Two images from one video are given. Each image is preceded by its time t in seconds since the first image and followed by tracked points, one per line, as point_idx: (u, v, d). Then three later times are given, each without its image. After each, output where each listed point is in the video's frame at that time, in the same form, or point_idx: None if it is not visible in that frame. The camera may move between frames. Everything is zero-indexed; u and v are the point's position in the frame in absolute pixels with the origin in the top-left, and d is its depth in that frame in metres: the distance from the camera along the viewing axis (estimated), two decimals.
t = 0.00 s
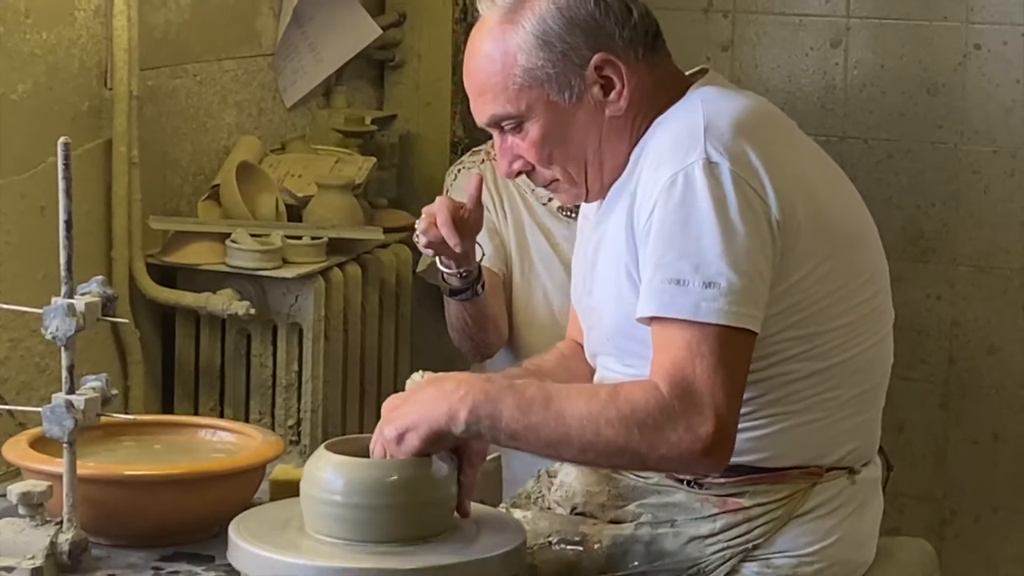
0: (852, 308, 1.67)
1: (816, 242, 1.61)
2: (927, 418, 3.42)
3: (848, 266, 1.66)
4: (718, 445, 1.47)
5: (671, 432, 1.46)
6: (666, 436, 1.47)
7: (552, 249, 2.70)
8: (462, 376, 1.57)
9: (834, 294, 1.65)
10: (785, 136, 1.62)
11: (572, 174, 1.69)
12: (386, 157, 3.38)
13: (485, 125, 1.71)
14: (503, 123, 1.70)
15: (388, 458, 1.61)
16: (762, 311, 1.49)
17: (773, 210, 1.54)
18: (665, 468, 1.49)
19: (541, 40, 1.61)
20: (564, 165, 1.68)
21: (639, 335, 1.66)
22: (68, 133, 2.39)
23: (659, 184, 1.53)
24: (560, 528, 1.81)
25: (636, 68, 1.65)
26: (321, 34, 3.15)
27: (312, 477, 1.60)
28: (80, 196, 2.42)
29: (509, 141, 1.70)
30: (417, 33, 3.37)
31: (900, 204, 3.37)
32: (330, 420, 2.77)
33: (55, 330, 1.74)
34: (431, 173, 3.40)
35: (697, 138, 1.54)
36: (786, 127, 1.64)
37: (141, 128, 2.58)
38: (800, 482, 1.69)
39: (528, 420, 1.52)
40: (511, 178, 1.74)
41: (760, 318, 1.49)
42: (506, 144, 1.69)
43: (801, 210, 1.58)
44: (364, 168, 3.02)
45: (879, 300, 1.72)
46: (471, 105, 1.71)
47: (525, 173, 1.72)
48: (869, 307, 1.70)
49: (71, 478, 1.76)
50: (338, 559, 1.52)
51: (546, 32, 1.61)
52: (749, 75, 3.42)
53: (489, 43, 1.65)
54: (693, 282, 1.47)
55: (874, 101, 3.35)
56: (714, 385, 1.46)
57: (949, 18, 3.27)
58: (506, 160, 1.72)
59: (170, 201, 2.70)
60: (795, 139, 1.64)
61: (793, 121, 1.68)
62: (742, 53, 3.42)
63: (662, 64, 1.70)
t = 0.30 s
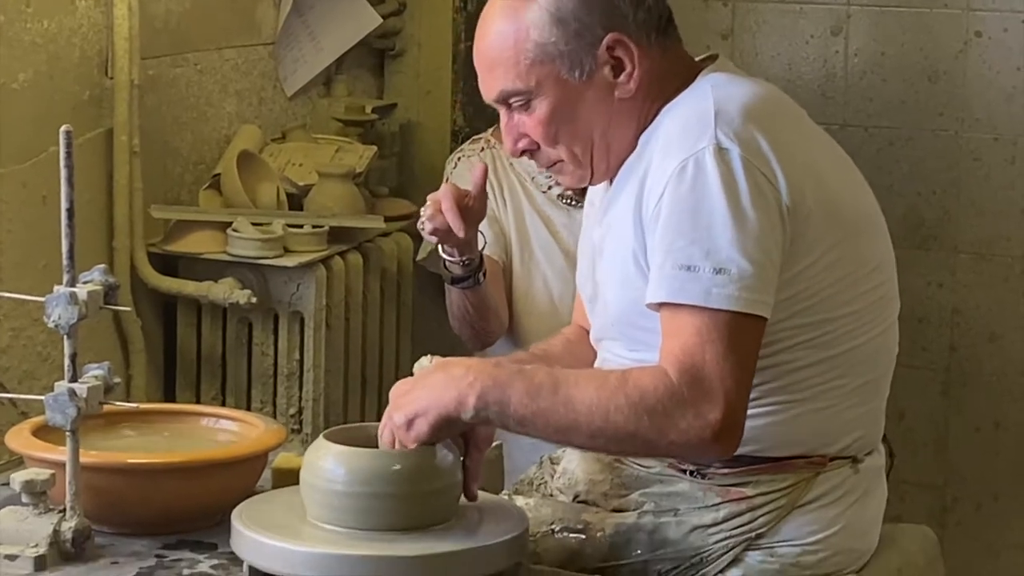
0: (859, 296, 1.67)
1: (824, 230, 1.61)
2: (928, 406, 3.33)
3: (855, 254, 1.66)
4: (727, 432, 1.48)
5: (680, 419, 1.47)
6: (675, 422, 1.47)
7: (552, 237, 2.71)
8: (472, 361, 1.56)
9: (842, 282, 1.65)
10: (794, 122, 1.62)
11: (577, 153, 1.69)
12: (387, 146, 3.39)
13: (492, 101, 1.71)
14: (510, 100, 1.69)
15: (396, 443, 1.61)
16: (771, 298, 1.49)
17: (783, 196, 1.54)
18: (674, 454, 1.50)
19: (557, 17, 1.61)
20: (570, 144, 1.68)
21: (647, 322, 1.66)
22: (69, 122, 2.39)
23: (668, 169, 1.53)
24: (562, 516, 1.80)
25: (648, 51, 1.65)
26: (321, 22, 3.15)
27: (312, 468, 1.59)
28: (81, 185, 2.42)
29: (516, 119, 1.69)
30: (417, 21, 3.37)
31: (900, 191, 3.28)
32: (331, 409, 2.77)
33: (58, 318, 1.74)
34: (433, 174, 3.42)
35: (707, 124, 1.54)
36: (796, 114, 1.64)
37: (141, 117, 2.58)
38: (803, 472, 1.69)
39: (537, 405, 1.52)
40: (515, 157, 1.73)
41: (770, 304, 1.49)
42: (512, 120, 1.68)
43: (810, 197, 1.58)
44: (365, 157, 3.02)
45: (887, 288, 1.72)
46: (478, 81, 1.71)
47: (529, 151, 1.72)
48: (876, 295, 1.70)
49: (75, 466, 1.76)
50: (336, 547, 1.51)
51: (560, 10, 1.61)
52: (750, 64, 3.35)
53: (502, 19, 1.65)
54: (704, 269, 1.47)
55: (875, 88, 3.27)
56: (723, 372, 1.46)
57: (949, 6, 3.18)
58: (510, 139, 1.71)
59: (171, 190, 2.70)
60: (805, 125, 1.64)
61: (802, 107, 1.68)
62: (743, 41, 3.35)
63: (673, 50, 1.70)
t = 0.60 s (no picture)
0: (866, 288, 1.65)
1: (835, 223, 1.60)
2: (932, 395, 3.33)
3: (863, 246, 1.65)
4: (752, 426, 1.48)
5: (707, 415, 1.46)
6: (701, 416, 1.47)
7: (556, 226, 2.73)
8: (501, 334, 1.54)
9: (850, 275, 1.63)
10: (803, 114, 1.61)
11: (590, 140, 1.68)
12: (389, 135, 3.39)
13: (501, 86, 1.68)
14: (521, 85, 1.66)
15: (416, 404, 1.57)
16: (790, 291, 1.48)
17: (799, 188, 1.53)
18: (696, 446, 1.50)
19: (581, 3, 1.58)
20: (584, 132, 1.66)
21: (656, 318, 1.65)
22: (72, 112, 2.39)
23: (682, 164, 1.51)
24: (567, 506, 1.78)
25: (664, 40, 1.64)
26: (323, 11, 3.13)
27: (315, 458, 1.59)
28: (85, 175, 2.42)
29: (528, 105, 1.67)
30: (419, 9, 3.37)
31: (903, 182, 3.28)
32: (335, 398, 2.77)
33: (63, 308, 1.74)
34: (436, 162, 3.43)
35: (718, 119, 1.52)
36: (804, 105, 1.62)
37: (145, 106, 2.58)
38: (809, 461, 1.67)
39: (566, 387, 1.50)
40: (523, 142, 1.71)
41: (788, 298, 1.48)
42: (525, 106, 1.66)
43: (822, 190, 1.57)
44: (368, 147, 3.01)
45: (891, 279, 1.71)
46: (488, 65, 1.68)
47: (539, 137, 1.70)
48: (881, 287, 1.68)
49: (80, 455, 1.76)
50: (342, 535, 1.51)
51: None
52: (754, 53, 3.35)
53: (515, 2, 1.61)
54: (724, 265, 1.45)
55: (878, 77, 3.26)
56: (752, 365, 1.46)
57: None
58: (520, 125, 1.69)
59: (174, 179, 2.70)
60: (813, 117, 1.62)
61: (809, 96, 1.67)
62: (746, 30, 3.35)
63: (684, 37, 1.69)
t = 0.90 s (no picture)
0: (882, 278, 1.66)
1: (853, 211, 1.61)
2: (935, 386, 3.32)
3: (878, 234, 1.66)
4: (836, 399, 1.47)
5: (793, 391, 1.46)
6: (784, 390, 1.46)
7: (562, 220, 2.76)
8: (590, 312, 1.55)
9: (869, 263, 1.64)
10: (817, 104, 1.61)
11: (598, 141, 1.67)
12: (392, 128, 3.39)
13: (509, 94, 1.69)
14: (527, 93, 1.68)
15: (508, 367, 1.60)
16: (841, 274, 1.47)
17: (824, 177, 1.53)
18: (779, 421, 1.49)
19: (570, 9, 1.60)
20: (591, 133, 1.66)
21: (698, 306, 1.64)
22: (77, 104, 2.39)
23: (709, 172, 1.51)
24: (569, 494, 1.79)
25: (664, 36, 1.64)
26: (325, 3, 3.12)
27: (320, 445, 1.58)
28: (89, 168, 2.42)
29: (534, 110, 1.68)
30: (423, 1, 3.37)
31: (907, 173, 3.28)
32: (339, 389, 2.77)
33: (66, 300, 1.74)
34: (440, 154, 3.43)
35: (739, 120, 1.53)
36: (816, 94, 1.63)
37: (148, 98, 2.58)
38: (809, 455, 1.67)
39: (652, 361, 1.51)
40: (536, 147, 1.72)
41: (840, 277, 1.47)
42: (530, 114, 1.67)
43: (840, 174, 1.57)
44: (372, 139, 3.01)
45: (899, 271, 1.72)
46: (494, 75, 1.69)
47: (549, 141, 1.70)
48: (893, 278, 1.69)
49: (84, 448, 1.76)
50: (342, 526, 1.51)
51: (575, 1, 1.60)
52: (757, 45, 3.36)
53: (512, 12, 1.64)
54: (779, 252, 1.45)
55: (881, 69, 3.26)
56: (824, 338, 1.45)
57: None
58: (529, 130, 1.69)
59: (177, 172, 2.70)
60: (826, 106, 1.63)
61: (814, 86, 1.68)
62: (750, 21, 3.36)
63: (686, 36, 1.68)
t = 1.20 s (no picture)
0: (886, 279, 1.66)
1: (855, 214, 1.60)
2: (938, 380, 3.31)
3: (882, 239, 1.65)
4: (772, 395, 1.45)
5: (723, 376, 1.45)
6: (721, 377, 1.45)
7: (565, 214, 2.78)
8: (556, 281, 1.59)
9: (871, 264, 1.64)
10: (832, 104, 1.61)
11: (621, 116, 1.69)
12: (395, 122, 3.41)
13: (538, 66, 1.71)
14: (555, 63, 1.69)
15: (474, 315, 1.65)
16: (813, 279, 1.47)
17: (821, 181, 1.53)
18: (718, 412, 1.48)
19: None
20: (614, 107, 1.68)
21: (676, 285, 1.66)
22: (79, 99, 2.39)
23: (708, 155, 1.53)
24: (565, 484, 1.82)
25: (687, 15, 1.64)
26: None
27: (323, 441, 1.58)
28: (93, 162, 2.42)
29: (561, 83, 1.69)
30: None
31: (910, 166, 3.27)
32: (341, 383, 2.77)
33: (69, 294, 1.74)
34: (442, 149, 3.43)
35: (743, 112, 1.54)
36: (835, 94, 1.63)
37: (151, 93, 2.59)
38: (798, 452, 1.67)
39: (601, 334, 1.53)
40: (562, 120, 1.74)
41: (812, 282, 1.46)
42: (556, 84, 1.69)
43: (843, 177, 1.57)
44: (375, 133, 3.01)
45: (913, 276, 1.72)
46: (524, 45, 1.71)
47: (574, 115, 1.72)
48: (903, 281, 1.69)
49: (88, 443, 1.76)
50: (340, 519, 1.51)
51: None
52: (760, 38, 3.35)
53: None
54: (749, 246, 1.45)
55: (885, 62, 3.25)
56: (771, 335, 1.44)
57: None
58: (557, 103, 1.71)
59: (180, 167, 2.70)
60: (844, 107, 1.63)
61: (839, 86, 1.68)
62: (753, 15, 3.35)
63: (716, 19, 1.69)
